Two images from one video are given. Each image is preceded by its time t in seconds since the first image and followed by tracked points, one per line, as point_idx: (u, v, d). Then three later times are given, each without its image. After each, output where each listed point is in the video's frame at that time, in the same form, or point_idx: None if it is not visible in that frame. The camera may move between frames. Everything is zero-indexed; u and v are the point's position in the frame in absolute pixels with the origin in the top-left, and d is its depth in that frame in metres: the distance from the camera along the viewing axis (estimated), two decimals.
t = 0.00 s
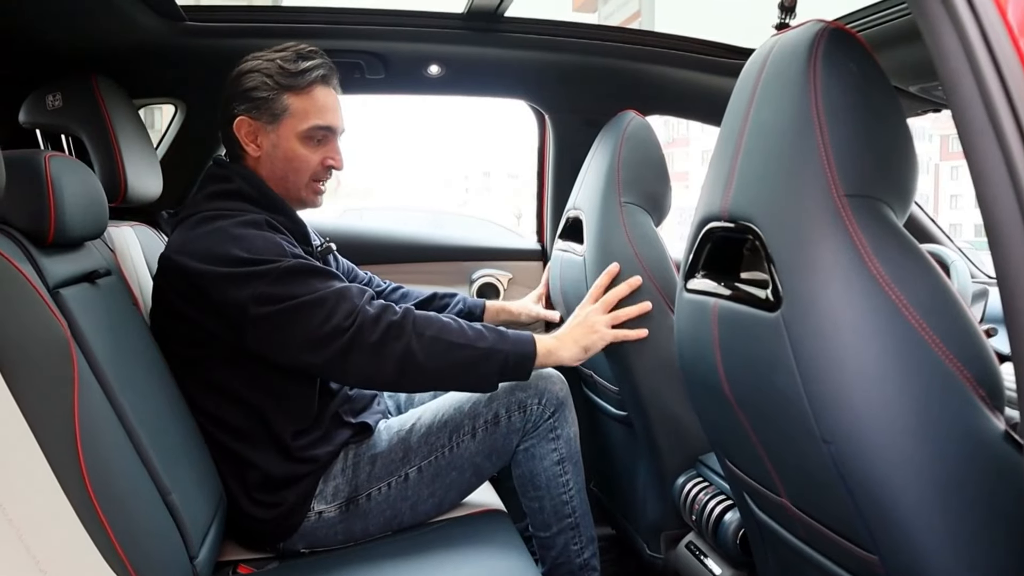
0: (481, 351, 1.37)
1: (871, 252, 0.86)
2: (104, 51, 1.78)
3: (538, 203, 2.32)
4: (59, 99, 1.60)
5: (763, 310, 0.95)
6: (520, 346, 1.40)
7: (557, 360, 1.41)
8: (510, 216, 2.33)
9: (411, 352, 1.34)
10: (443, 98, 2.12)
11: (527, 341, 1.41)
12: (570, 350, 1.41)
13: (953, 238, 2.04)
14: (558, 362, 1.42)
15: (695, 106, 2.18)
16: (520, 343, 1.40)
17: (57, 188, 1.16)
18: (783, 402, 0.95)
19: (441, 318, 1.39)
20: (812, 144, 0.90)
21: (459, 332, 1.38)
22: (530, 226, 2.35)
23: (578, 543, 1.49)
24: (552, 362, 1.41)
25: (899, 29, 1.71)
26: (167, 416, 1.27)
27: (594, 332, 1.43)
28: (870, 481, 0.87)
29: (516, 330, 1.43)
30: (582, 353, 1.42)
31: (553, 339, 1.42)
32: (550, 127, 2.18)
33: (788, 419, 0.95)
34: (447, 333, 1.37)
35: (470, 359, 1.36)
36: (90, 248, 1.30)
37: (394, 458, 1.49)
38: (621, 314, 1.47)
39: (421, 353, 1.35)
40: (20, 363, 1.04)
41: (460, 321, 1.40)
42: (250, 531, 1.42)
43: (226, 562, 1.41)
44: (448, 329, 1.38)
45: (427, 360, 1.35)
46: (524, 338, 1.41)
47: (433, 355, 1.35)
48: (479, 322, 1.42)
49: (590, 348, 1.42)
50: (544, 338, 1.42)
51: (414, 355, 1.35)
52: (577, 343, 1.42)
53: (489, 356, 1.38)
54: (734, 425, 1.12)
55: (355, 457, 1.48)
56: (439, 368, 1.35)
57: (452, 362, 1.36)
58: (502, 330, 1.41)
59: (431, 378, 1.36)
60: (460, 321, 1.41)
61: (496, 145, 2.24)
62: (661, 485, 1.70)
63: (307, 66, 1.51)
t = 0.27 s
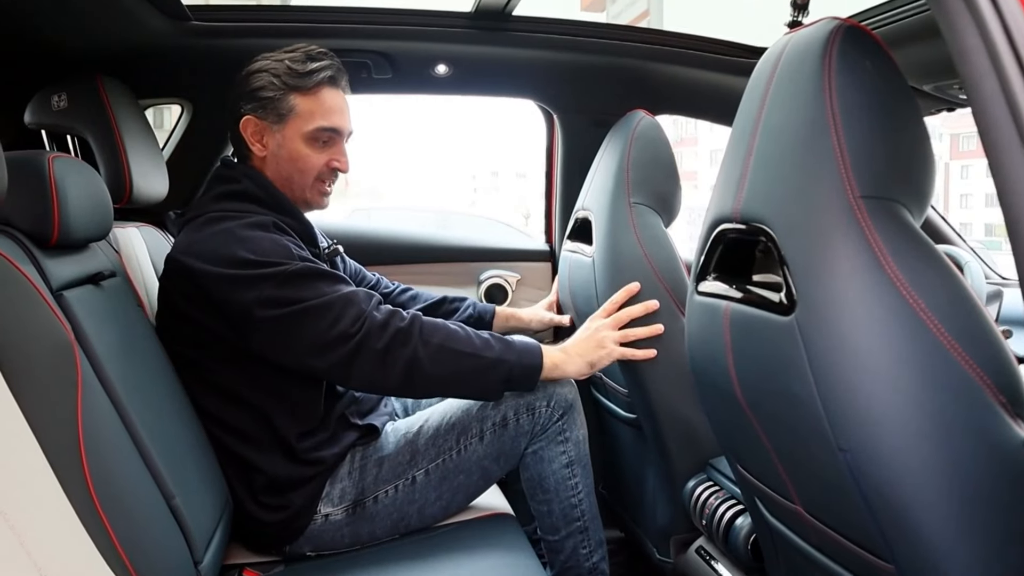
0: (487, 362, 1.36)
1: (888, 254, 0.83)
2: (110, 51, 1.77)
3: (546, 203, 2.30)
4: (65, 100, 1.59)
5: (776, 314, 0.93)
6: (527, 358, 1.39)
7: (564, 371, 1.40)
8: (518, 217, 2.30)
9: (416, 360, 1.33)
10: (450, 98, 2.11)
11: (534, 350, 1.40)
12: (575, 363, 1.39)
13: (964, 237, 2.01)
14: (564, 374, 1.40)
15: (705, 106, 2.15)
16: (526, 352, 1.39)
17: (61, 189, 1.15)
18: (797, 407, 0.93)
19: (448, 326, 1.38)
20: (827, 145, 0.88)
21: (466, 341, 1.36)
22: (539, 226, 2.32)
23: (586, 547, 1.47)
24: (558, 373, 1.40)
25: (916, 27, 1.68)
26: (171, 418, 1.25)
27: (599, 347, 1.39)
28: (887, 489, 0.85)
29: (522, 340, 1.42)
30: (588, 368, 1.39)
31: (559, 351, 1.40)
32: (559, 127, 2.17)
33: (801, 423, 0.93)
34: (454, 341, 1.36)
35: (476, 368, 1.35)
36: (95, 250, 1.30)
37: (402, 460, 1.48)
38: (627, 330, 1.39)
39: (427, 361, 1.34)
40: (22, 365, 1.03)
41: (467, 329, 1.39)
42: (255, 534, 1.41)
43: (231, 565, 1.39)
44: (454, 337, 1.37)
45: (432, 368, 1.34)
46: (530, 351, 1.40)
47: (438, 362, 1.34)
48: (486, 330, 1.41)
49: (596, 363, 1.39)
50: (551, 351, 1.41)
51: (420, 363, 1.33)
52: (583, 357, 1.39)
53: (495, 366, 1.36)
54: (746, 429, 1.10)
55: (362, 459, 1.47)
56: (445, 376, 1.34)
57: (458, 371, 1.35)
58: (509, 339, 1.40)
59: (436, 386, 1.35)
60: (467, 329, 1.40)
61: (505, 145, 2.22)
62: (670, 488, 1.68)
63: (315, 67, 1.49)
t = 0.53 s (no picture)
0: (493, 363, 1.33)
1: (910, 259, 0.81)
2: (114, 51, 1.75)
3: (555, 202, 2.28)
4: (69, 100, 1.57)
5: (793, 319, 0.90)
6: (534, 358, 1.36)
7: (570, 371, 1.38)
8: (526, 216, 2.27)
9: (422, 362, 1.31)
10: (457, 98, 2.09)
11: (540, 349, 1.37)
12: (582, 363, 1.37)
13: (979, 238, 1.94)
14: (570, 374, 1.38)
15: (716, 105, 2.13)
16: (534, 353, 1.36)
17: (63, 191, 1.13)
18: (815, 414, 0.90)
19: (453, 326, 1.36)
20: (847, 146, 0.85)
21: (472, 342, 1.34)
22: (547, 226, 2.30)
23: (595, 553, 1.45)
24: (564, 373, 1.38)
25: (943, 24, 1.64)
26: (175, 423, 1.24)
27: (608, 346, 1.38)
28: (909, 501, 0.83)
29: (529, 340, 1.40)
30: (594, 367, 1.38)
31: (566, 350, 1.38)
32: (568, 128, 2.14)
33: (819, 432, 0.91)
34: (459, 342, 1.33)
35: (482, 370, 1.33)
36: (98, 252, 1.28)
37: (409, 465, 1.46)
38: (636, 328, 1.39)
39: (432, 363, 1.31)
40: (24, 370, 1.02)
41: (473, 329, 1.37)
42: (261, 540, 1.39)
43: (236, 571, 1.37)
44: (460, 338, 1.34)
45: (438, 370, 1.31)
46: (536, 350, 1.37)
47: (444, 364, 1.32)
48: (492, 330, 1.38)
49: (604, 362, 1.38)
50: (558, 349, 1.38)
51: (426, 364, 1.31)
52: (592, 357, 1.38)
53: (502, 366, 1.34)
54: (760, 436, 1.07)
55: (369, 463, 1.45)
56: (451, 377, 1.32)
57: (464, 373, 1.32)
58: (514, 339, 1.37)
59: (442, 389, 1.33)
60: (473, 329, 1.37)
61: (513, 145, 2.19)
62: (681, 493, 1.65)
63: (320, 68, 1.47)
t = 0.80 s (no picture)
0: (499, 362, 1.30)
1: (933, 257, 0.78)
2: (118, 48, 1.74)
3: (562, 201, 2.26)
4: (72, 98, 1.56)
5: (811, 321, 0.87)
6: (540, 357, 1.32)
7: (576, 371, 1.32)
8: (532, 216, 2.25)
9: (425, 361, 1.28)
10: (464, 96, 2.07)
11: (545, 348, 1.33)
12: (588, 364, 1.32)
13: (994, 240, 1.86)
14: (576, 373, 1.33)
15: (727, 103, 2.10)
16: (540, 352, 1.32)
17: (64, 189, 1.11)
18: (833, 418, 0.88)
19: (457, 328, 1.33)
20: (867, 141, 0.83)
21: (476, 341, 1.31)
22: (553, 224, 2.28)
23: (604, 556, 1.42)
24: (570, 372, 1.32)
25: (966, 16, 1.59)
26: (179, 425, 1.22)
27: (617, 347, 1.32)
28: (932, 508, 0.80)
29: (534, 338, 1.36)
30: (601, 368, 1.32)
31: (572, 351, 1.33)
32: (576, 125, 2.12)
33: (838, 436, 0.88)
34: (463, 342, 1.30)
35: (487, 369, 1.29)
36: (101, 251, 1.26)
37: (416, 467, 1.44)
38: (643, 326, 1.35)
39: (435, 366, 1.28)
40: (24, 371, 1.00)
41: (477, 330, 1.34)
42: (266, 543, 1.37)
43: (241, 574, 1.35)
44: (463, 338, 1.31)
45: (441, 373, 1.28)
46: (542, 346, 1.33)
47: (448, 364, 1.29)
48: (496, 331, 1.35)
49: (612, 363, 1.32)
50: (564, 348, 1.33)
51: (429, 364, 1.28)
52: (599, 358, 1.32)
53: (507, 365, 1.30)
54: (775, 439, 1.05)
55: (376, 464, 1.43)
56: (455, 376, 1.29)
57: (468, 373, 1.29)
58: (519, 339, 1.34)
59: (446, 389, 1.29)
60: (476, 330, 1.34)
61: (520, 143, 2.17)
62: (691, 497, 1.62)
63: (314, 63, 1.45)
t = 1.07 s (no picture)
0: (460, 377, 1.18)
1: (950, 249, 0.76)
2: (123, 43, 1.73)
3: (569, 202, 2.26)
4: (76, 93, 1.55)
5: (826, 314, 0.86)
6: (511, 358, 1.18)
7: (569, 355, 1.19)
8: (540, 215, 2.25)
9: (385, 384, 1.17)
10: (472, 91, 2.06)
11: (524, 340, 1.19)
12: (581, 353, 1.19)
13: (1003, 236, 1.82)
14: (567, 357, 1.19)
15: (737, 98, 2.08)
16: (510, 360, 1.18)
17: (68, 182, 1.10)
18: (847, 413, 0.86)
19: (418, 338, 1.20)
20: (883, 131, 0.81)
21: (436, 353, 1.19)
22: (561, 225, 2.28)
23: (611, 551, 1.41)
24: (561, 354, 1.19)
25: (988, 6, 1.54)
26: (183, 422, 1.21)
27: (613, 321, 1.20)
28: (949, 506, 0.78)
29: (506, 330, 1.22)
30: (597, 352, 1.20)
31: (565, 319, 1.20)
32: (584, 119, 2.13)
33: (852, 431, 0.86)
34: (422, 357, 1.18)
35: (452, 386, 1.18)
36: (105, 246, 1.25)
37: (422, 462, 1.42)
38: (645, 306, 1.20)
39: (397, 388, 1.17)
40: (28, 367, 0.99)
41: (438, 338, 1.21)
42: (271, 540, 1.36)
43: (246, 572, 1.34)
44: (423, 352, 1.19)
45: (404, 395, 1.18)
46: (514, 338, 1.20)
47: (407, 385, 1.18)
48: (456, 336, 1.21)
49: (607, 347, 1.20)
50: (549, 340, 1.19)
51: (390, 386, 1.17)
52: (592, 333, 1.19)
53: (474, 382, 1.18)
54: (788, 436, 1.03)
55: (382, 459, 1.42)
56: (417, 400, 1.18)
57: (433, 393, 1.18)
58: (485, 342, 1.20)
59: (415, 412, 1.19)
60: (439, 337, 1.21)
61: (528, 143, 2.18)
62: (700, 496, 1.60)
63: (321, 55, 1.44)
